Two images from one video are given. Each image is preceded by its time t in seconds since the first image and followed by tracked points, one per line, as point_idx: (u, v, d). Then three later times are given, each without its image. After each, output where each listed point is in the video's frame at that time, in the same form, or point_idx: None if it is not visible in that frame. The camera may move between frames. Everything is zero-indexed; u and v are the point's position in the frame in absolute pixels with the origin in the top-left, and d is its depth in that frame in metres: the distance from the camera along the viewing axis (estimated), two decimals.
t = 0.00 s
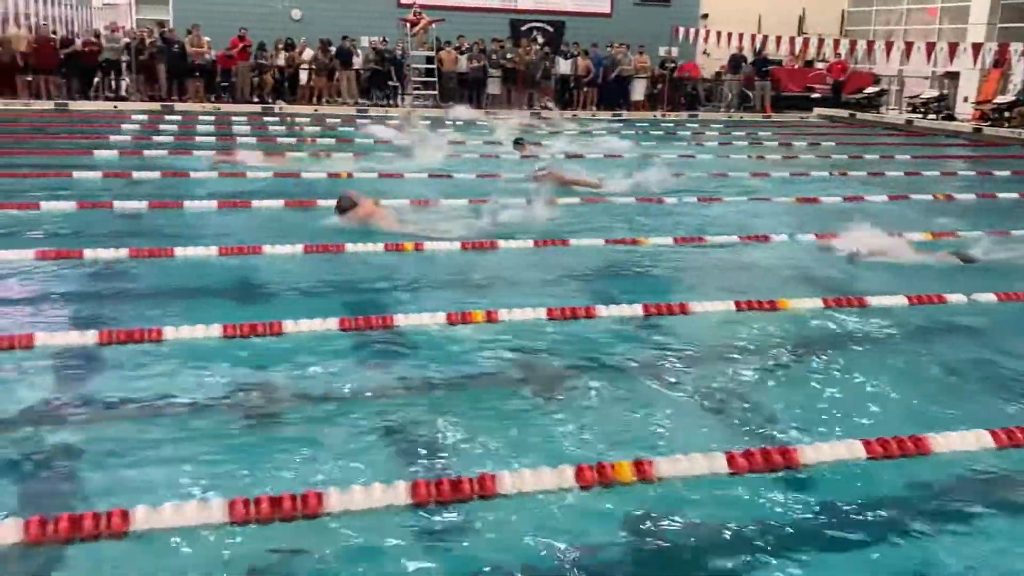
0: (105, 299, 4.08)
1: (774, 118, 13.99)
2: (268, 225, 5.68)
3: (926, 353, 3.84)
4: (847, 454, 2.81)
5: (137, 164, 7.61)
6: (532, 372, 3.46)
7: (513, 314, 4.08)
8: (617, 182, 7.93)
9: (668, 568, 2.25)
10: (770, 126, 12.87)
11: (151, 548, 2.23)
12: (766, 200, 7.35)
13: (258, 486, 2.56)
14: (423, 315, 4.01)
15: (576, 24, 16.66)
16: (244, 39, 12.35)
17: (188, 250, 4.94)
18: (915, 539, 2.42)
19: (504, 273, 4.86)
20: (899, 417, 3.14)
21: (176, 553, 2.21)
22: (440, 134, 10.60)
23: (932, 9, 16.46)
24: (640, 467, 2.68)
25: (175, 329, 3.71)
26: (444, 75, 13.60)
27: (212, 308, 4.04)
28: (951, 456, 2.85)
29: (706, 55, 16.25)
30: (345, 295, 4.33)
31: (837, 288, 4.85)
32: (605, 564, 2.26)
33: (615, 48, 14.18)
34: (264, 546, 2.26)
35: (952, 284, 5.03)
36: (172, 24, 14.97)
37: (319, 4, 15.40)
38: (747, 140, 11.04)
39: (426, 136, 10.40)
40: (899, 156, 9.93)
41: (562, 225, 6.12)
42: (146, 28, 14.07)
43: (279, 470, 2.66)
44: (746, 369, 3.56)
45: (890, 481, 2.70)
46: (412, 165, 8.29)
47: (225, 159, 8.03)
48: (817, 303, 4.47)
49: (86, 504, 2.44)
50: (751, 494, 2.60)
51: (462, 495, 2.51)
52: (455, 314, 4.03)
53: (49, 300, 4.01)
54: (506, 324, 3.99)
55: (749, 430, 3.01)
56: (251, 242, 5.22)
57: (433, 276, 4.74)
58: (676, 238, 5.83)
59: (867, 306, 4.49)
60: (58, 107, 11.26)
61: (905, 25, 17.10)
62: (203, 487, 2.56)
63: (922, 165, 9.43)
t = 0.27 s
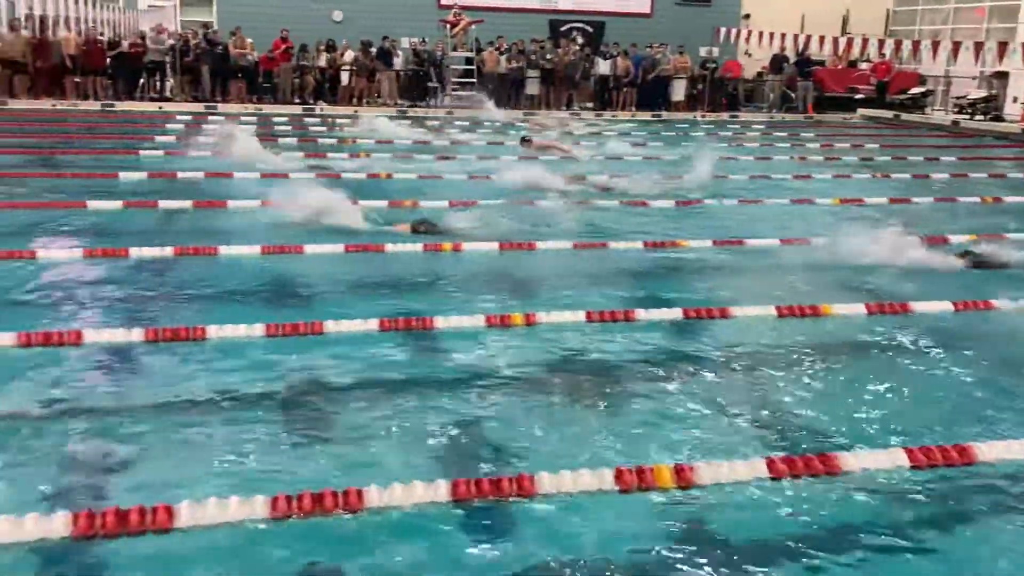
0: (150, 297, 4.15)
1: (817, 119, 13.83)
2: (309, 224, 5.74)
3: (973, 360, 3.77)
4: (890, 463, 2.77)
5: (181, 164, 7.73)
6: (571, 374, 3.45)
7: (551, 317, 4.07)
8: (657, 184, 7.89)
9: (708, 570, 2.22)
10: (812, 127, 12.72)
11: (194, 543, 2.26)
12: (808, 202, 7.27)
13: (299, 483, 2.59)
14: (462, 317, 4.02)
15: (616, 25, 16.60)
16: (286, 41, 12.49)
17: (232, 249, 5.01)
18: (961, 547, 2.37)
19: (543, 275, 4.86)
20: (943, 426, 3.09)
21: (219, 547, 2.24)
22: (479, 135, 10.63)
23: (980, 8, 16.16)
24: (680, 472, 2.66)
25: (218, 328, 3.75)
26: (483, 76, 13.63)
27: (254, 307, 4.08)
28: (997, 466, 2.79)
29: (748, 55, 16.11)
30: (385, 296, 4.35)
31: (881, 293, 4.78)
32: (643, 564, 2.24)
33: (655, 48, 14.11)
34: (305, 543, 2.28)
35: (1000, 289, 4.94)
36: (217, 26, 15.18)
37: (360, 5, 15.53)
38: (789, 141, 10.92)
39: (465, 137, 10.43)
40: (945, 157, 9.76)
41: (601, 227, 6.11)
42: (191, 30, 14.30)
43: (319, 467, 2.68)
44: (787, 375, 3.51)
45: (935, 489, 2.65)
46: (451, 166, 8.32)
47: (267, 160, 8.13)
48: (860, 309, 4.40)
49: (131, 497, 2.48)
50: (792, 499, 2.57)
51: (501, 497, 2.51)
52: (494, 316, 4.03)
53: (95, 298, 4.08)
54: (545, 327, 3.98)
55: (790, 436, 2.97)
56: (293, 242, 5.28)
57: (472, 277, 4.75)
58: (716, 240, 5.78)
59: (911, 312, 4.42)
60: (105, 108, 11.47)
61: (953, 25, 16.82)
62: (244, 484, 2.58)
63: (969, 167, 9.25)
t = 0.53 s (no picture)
0: (198, 296, 4.21)
1: (864, 120, 13.64)
2: (353, 224, 5.80)
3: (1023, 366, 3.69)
4: (938, 469, 2.72)
5: (228, 164, 7.85)
6: (612, 377, 3.44)
7: (593, 320, 4.06)
8: (700, 185, 7.85)
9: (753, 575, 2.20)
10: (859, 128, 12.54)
11: (239, 541, 2.29)
12: (855, 204, 7.17)
13: (342, 481, 2.60)
14: (504, 319, 4.02)
15: (660, 24, 16.51)
16: (330, 43, 12.61)
17: (277, 248, 5.07)
18: (1012, 555, 2.32)
19: (584, 277, 4.85)
20: (992, 433, 3.02)
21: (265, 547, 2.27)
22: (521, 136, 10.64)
23: None
24: (722, 477, 2.64)
25: (264, 327, 3.80)
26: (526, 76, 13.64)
27: (298, 307, 4.12)
28: None
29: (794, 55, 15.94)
30: (425, 297, 4.37)
31: (929, 298, 4.70)
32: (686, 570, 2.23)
33: (699, 48, 14.01)
34: (348, 544, 2.30)
35: None
36: (262, 28, 15.36)
37: (404, 7, 15.62)
38: (835, 142, 10.78)
39: (507, 138, 10.45)
40: (996, 159, 9.58)
41: (644, 229, 6.09)
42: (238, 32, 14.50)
43: (362, 466, 2.69)
44: (831, 381, 3.46)
45: (985, 496, 2.60)
46: (493, 167, 8.34)
47: (312, 161, 8.22)
48: (906, 313, 4.33)
49: (178, 493, 2.51)
50: (837, 506, 2.53)
51: (542, 499, 2.51)
52: (535, 318, 4.02)
53: (144, 297, 4.15)
54: (587, 330, 3.97)
55: (834, 442, 2.93)
56: (337, 242, 5.33)
57: (513, 278, 4.75)
58: (760, 243, 5.72)
59: (960, 317, 4.33)
60: (154, 109, 11.68)
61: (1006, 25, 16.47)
62: (288, 480, 2.60)
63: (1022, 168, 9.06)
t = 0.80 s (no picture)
0: (251, 293, 4.26)
1: (922, 122, 13.38)
2: (403, 224, 5.83)
3: None
4: (998, 481, 2.65)
5: (280, 163, 7.95)
6: (662, 380, 3.40)
7: (643, 322, 4.03)
8: (752, 188, 7.77)
9: None
10: (916, 131, 12.31)
11: (291, 537, 2.29)
12: (912, 208, 7.04)
13: (391, 478, 2.60)
14: (554, 319, 4.01)
15: (712, 25, 16.36)
16: (382, 44, 12.72)
17: (329, 247, 5.12)
18: None
19: (634, 279, 4.82)
20: None
21: (316, 543, 2.27)
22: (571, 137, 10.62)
23: None
24: (774, 483, 2.60)
25: (316, 324, 3.83)
26: (576, 77, 13.63)
27: (349, 306, 4.15)
28: None
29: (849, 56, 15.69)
30: (475, 296, 4.38)
31: (989, 303, 4.59)
32: None
33: (752, 50, 13.86)
34: (396, 542, 2.29)
35: None
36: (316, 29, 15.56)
37: (455, 8, 15.69)
38: (892, 145, 10.59)
39: (557, 138, 10.43)
40: None
41: (695, 231, 6.04)
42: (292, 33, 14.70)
43: (411, 463, 2.69)
44: (887, 387, 3.39)
45: None
46: (543, 168, 8.34)
47: (363, 161, 8.29)
48: (965, 319, 4.23)
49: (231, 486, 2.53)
50: (893, 516, 2.48)
51: (591, 501, 2.49)
52: (584, 320, 4.00)
53: (198, 293, 4.22)
54: (637, 331, 3.94)
55: (890, 450, 2.86)
56: (388, 242, 5.37)
57: (563, 280, 4.74)
58: (813, 247, 5.64)
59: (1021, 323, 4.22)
60: (209, 109, 11.89)
61: None
62: (338, 476, 2.62)
63: None
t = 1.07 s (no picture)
0: (318, 286, 4.32)
1: (1006, 132, 12.95)
2: (469, 223, 5.86)
3: None
4: None
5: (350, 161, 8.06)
6: (725, 386, 3.34)
7: (708, 328, 3.97)
8: (825, 195, 7.61)
9: None
10: (1000, 140, 11.91)
11: (350, 526, 2.29)
12: (993, 219, 6.81)
13: (448, 470, 2.60)
14: (617, 322, 3.97)
15: (789, 28, 16.08)
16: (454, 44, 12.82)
17: (395, 245, 5.16)
18: None
19: (701, 284, 4.76)
20: None
21: (373, 533, 2.27)
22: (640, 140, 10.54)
23: None
24: (839, 496, 2.52)
25: (381, 318, 3.85)
26: (648, 79, 13.54)
27: (414, 302, 4.17)
28: None
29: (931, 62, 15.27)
30: (539, 297, 4.37)
31: None
32: None
33: (829, 55, 13.59)
34: (450, 534, 2.28)
35: None
36: (390, 29, 15.75)
37: (528, 9, 15.73)
38: (973, 154, 10.27)
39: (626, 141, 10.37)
40: None
41: (764, 237, 5.94)
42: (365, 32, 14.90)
43: (470, 458, 2.68)
44: (960, 404, 3.28)
45: None
46: (611, 170, 8.29)
47: (431, 160, 8.35)
48: None
49: (291, 471, 2.54)
50: (964, 535, 2.38)
51: (649, 504, 2.44)
52: (648, 324, 3.96)
53: (268, 284, 4.29)
54: (702, 338, 3.88)
55: (961, 468, 2.77)
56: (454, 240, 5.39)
57: (628, 283, 4.70)
58: (888, 256, 5.50)
59: None
60: (283, 106, 12.12)
61: None
62: (396, 464, 2.61)
63: None
